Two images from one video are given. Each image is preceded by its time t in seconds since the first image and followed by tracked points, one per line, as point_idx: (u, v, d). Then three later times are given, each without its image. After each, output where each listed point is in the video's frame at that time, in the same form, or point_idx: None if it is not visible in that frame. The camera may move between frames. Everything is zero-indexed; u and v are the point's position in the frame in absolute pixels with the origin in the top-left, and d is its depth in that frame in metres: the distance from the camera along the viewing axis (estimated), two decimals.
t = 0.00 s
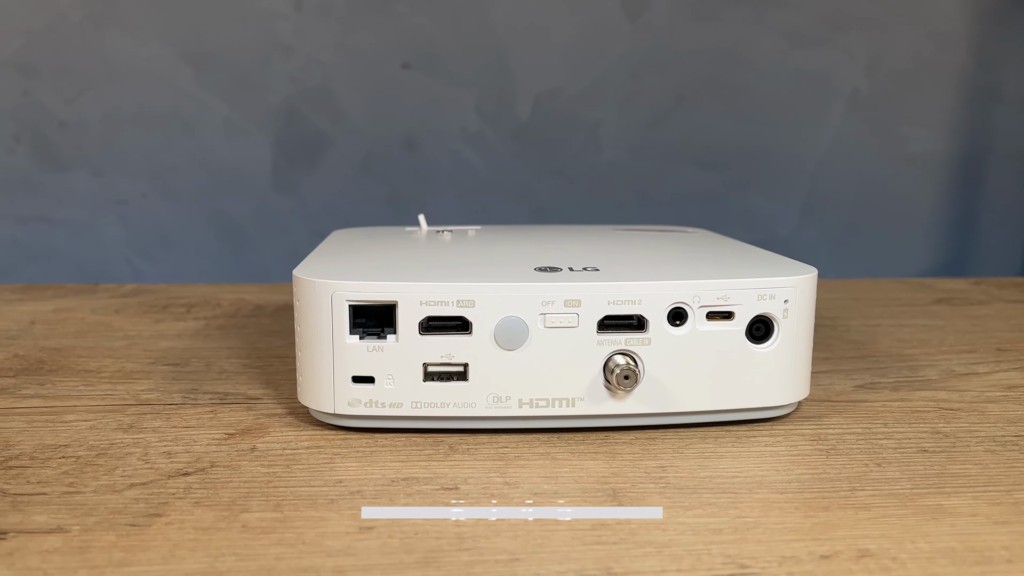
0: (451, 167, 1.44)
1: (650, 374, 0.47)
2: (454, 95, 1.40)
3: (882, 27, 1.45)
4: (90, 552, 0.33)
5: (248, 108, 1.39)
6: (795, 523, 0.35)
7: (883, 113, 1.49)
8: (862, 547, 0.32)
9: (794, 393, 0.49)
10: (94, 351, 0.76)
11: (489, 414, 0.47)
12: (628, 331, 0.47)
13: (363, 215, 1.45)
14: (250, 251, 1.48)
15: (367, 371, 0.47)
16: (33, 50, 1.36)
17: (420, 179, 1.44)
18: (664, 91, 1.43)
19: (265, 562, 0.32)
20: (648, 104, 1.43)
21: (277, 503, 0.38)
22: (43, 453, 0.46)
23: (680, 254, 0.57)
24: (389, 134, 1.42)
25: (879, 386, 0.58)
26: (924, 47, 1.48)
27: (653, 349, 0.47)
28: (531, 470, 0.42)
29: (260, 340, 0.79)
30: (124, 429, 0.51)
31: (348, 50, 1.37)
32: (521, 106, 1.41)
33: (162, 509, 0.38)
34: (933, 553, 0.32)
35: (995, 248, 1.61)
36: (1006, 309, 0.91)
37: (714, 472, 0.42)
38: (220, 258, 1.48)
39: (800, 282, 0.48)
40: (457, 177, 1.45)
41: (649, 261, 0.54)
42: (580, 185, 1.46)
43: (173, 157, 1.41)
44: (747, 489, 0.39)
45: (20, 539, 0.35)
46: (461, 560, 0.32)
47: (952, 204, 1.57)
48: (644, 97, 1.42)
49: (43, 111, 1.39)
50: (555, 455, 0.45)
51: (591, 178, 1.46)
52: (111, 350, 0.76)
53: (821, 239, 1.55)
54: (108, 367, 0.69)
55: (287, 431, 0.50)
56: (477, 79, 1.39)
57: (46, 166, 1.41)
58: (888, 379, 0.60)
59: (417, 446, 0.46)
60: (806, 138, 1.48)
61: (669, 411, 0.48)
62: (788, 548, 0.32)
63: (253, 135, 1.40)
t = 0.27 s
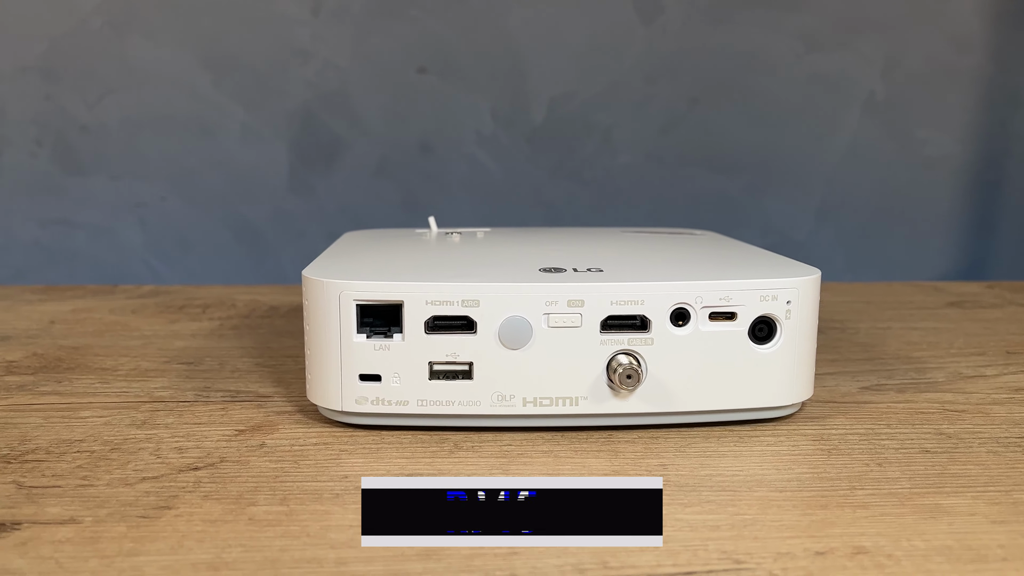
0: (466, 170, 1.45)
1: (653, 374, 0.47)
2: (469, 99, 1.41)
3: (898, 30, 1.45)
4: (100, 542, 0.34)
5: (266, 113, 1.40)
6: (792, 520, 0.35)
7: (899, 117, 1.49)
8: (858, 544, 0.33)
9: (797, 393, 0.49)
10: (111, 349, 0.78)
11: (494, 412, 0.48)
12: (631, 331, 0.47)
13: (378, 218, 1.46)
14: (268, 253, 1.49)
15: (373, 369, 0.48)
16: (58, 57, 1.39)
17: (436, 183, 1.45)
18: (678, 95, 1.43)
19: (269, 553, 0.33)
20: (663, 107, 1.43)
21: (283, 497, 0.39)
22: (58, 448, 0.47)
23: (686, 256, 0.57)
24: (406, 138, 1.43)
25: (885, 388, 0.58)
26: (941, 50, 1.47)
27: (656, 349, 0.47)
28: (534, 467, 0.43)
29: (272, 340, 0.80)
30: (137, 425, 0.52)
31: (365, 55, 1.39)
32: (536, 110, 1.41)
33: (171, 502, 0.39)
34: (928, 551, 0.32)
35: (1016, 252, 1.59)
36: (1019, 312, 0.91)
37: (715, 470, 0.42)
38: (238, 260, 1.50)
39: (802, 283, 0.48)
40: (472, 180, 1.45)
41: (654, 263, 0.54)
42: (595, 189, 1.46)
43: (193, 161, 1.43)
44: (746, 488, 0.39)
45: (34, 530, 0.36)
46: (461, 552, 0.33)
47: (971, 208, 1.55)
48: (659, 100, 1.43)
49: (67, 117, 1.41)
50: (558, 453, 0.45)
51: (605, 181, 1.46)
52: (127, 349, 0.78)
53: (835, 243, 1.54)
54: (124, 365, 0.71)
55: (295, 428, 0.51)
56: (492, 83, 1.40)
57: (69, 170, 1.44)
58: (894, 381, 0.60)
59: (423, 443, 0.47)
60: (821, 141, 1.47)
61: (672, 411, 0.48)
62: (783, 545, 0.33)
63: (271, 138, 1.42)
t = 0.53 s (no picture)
0: (481, 173, 1.46)
1: (654, 371, 0.48)
2: (484, 102, 1.42)
3: (916, 32, 1.44)
4: (109, 529, 0.35)
5: (283, 116, 1.42)
6: (787, 515, 0.36)
7: (915, 119, 1.48)
8: (851, 538, 0.33)
9: (799, 392, 0.50)
10: (126, 347, 0.79)
11: (496, 408, 0.48)
12: (632, 329, 0.48)
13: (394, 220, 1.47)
14: (284, 254, 1.51)
15: (378, 365, 0.48)
16: (81, 62, 1.41)
17: (450, 185, 1.46)
18: (693, 98, 1.43)
19: (272, 541, 0.34)
20: (677, 109, 1.43)
21: (288, 488, 0.40)
22: (72, 440, 0.48)
23: (691, 256, 0.58)
24: (421, 140, 1.44)
25: (889, 387, 0.58)
26: (960, 52, 1.46)
27: (656, 346, 0.48)
28: (535, 462, 0.43)
29: (284, 339, 0.82)
30: (149, 419, 0.53)
31: (381, 58, 1.40)
32: (552, 112, 1.42)
33: (179, 492, 0.40)
34: (920, 545, 0.32)
35: None
36: None
37: (714, 466, 0.42)
38: (255, 261, 1.51)
39: (803, 282, 0.48)
40: (487, 183, 1.46)
41: (657, 262, 0.54)
42: (609, 191, 1.46)
43: (211, 164, 1.45)
44: (744, 483, 0.40)
45: (46, 517, 0.37)
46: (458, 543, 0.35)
47: (990, 210, 1.54)
48: (673, 103, 1.43)
49: (89, 121, 1.44)
50: (559, 449, 0.46)
51: (618, 184, 1.46)
52: (142, 346, 0.79)
53: (850, 246, 1.53)
54: (138, 362, 0.72)
55: (302, 422, 0.51)
56: (507, 86, 1.41)
57: (90, 173, 1.46)
58: (899, 381, 0.60)
59: (427, 438, 0.48)
60: (837, 143, 1.47)
61: (673, 408, 0.49)
62: (777, 538, 0.33)
63: (287, 141, 1.43)
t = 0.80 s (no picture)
0: (496, 175, 1.46)
1: (656, 367, 0.48)
2: (498, 104, 1.42)
3: (932, 33, 1.43)
4: (120, 516, 0.36)
5: (299, 118, 1.44)
6: (783, 508, 0.36)
7: (931, 121, 1.47)
8: (845, 531, 0.33)
9: (801, 389, 0.50)
10: (141, 343, 0.81)
11: (500, 403, 0.49)
12: (635, 325, 0.48)
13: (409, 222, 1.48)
14: (299, 254, 1.52)
15: (384, 360, 0.49)
16: (102, 66, 1.44)
17: (464, 187, 1.47)
18: (707, 100, 1.43)
19: (276, 529, 0.35)
20: (691, 111, 1.43)
21: (294, 479, 0.41)
22: (86, 432, 0.50)
23: (696, 254, 0.58)
24: (436, 142, 1.45)
25: (894, 386, 0.58)
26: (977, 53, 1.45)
27: (658, 343, 0.48)
28: (537, 455, 0.44)
29: (296, 336, 0.83)
30: (161, 412, 0.54)
31: (396, 61, 1.41)
32: (565, 114, 1.42)
33: (188, 482, 0.41)
34: (915, 538, 0.32)
35: None
36: None
37: (714, 461, 0.43)
38: (271, 262, 1.53)
39: (805, 280, 0.48)
40: (501, 185, 1.47)
41: (661, 261, 0.55)
42: (623, 193, 1.47)
43: (229, 166, 1.47)
44: (742, 477, 0.40)
45: (59, 504, 0.38)
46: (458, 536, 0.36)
47: (1008, 213, 1.52)
48: (687, 105, 1.43)
49: (110, 123, 1.46)
50: (562, 443, 0.46)
51: (632, 186, 1.47)
52: (157, 343, 0.81)
53: (865, 248, 1.53)
54: (152, 358, 0.73)
55: (310, 416, 0.52)
56: (521, 89, 1.41)
57: (110, 174, 1.49)
58: (904, 380, 0.60)
59: (431, 432, 0.49)
60: (852, 145, 1.46)
61: (675, 404, 0.49)
62: (771, 531, 0.34)
63: (303, 143, 1.45)
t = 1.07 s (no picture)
0: (511, 180, 1.47)
1: (663, 372, 0.48)
2: (513, 109, 1.43)
3: (950, 37, 1.42)
4: (133, 516, 0.37)
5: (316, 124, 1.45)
6: (786, 513, 0.36)
7: (949, 125, 1.46)
8: (847, 536, 0.33)
9: (808, 394, 0.50)
10: (158, 346, 0.82)
11: (508, 407, 0.49)
12: (642, 331, 0.49)
13: (425, 226, 1.49)
14: (315, 258, 1.53)
15: (394, 364, 0.50)
16: (123, 72, 1.46)
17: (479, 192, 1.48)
18: (723, 104, 1.43)
19: (285, 530, 0.35)
20: (706, 116, 1.43)
21: (303, 481, 0.42)
22: (102, 433, 0.51)
23: (705, 260, 0.59)
24: (451, 147, 1.46)
25: (903, 392, 0.58)
26: (995, 57, 1.44)
27: (665, 348, 0.48)
28: (543, 459, 0.45)
29: (309, 340, 0.84)
30: (175, 414, 0.55)
31: (412, 67, 1.42)
32: (580, 119, 1.43)
33: (200, 483, 0.42)
34: (916, 544, 0.33)
35: None
36: None
37: (719, 465, 0.43)
38: (287, 266, 1.54)
39: (812, 286, 0.49)
40: (515, 190, 1.47)
41: (670, 266, 0.55)
42: (637, 198, 1.47)
43: (247, 170, 1.49)
44: (747, 482, 0.40)
45: (75, 504, 0.39)
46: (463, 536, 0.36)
47: None
48: (703, 109, 1.43)
49: (131, 129, 1.48)
50: (569, 447, 0.47)
51: (646, 191, 1.47)
52: (173, 346, 0.82)
53: (881, 253, 1.52)
54: (168, 361, 0.75)
55: (321, 419, 0.53)
56: (535, 94, 1.42)
57: (130, 179, 1.51)
58: (913, 387, 0.60)
59: (439, 436, 0.49)
60: (868, 149, 1.46)
61: (681, 409, 0.49)
62: (774, 535, 0.34)
63: (320, 148, 1.46)
